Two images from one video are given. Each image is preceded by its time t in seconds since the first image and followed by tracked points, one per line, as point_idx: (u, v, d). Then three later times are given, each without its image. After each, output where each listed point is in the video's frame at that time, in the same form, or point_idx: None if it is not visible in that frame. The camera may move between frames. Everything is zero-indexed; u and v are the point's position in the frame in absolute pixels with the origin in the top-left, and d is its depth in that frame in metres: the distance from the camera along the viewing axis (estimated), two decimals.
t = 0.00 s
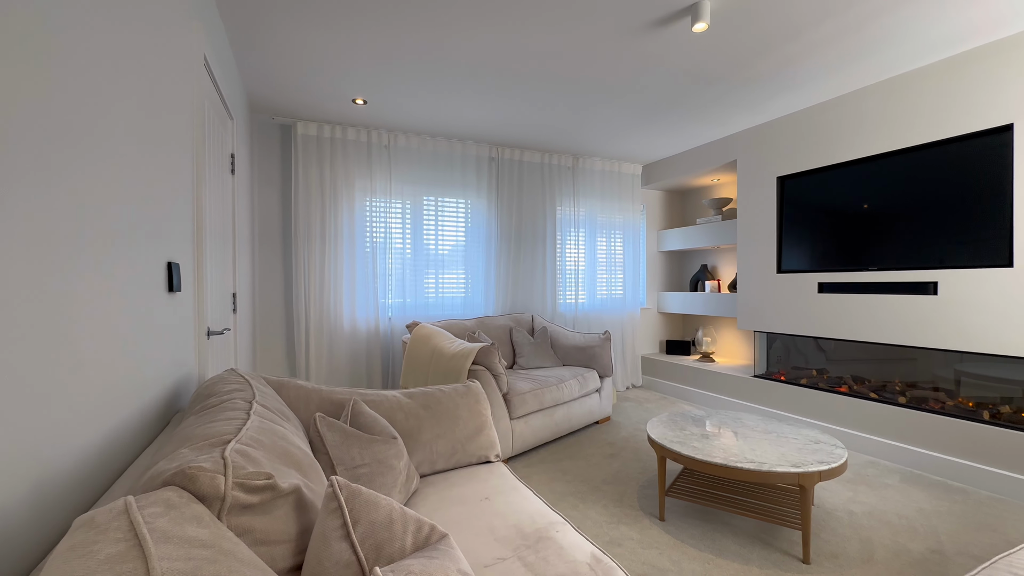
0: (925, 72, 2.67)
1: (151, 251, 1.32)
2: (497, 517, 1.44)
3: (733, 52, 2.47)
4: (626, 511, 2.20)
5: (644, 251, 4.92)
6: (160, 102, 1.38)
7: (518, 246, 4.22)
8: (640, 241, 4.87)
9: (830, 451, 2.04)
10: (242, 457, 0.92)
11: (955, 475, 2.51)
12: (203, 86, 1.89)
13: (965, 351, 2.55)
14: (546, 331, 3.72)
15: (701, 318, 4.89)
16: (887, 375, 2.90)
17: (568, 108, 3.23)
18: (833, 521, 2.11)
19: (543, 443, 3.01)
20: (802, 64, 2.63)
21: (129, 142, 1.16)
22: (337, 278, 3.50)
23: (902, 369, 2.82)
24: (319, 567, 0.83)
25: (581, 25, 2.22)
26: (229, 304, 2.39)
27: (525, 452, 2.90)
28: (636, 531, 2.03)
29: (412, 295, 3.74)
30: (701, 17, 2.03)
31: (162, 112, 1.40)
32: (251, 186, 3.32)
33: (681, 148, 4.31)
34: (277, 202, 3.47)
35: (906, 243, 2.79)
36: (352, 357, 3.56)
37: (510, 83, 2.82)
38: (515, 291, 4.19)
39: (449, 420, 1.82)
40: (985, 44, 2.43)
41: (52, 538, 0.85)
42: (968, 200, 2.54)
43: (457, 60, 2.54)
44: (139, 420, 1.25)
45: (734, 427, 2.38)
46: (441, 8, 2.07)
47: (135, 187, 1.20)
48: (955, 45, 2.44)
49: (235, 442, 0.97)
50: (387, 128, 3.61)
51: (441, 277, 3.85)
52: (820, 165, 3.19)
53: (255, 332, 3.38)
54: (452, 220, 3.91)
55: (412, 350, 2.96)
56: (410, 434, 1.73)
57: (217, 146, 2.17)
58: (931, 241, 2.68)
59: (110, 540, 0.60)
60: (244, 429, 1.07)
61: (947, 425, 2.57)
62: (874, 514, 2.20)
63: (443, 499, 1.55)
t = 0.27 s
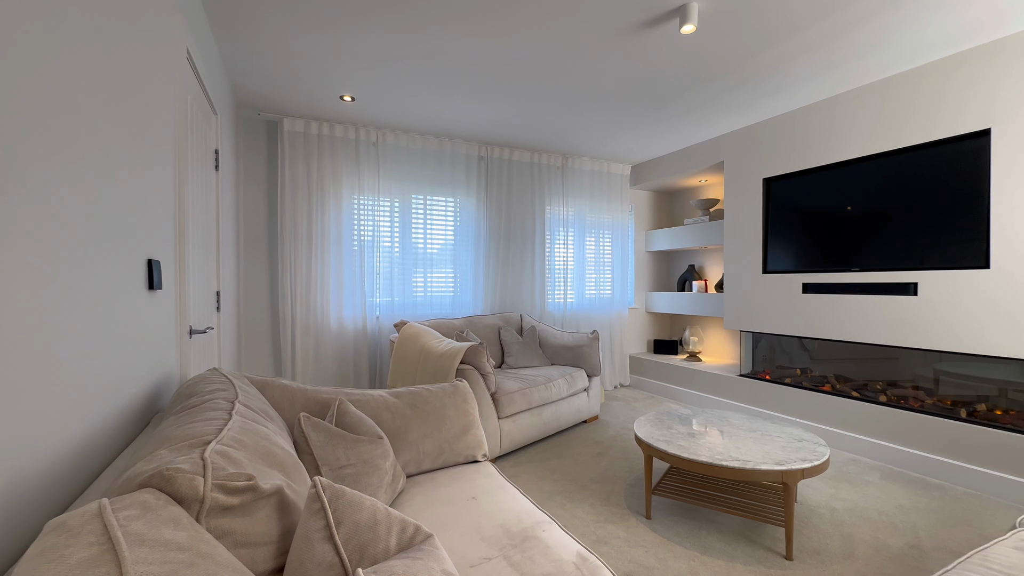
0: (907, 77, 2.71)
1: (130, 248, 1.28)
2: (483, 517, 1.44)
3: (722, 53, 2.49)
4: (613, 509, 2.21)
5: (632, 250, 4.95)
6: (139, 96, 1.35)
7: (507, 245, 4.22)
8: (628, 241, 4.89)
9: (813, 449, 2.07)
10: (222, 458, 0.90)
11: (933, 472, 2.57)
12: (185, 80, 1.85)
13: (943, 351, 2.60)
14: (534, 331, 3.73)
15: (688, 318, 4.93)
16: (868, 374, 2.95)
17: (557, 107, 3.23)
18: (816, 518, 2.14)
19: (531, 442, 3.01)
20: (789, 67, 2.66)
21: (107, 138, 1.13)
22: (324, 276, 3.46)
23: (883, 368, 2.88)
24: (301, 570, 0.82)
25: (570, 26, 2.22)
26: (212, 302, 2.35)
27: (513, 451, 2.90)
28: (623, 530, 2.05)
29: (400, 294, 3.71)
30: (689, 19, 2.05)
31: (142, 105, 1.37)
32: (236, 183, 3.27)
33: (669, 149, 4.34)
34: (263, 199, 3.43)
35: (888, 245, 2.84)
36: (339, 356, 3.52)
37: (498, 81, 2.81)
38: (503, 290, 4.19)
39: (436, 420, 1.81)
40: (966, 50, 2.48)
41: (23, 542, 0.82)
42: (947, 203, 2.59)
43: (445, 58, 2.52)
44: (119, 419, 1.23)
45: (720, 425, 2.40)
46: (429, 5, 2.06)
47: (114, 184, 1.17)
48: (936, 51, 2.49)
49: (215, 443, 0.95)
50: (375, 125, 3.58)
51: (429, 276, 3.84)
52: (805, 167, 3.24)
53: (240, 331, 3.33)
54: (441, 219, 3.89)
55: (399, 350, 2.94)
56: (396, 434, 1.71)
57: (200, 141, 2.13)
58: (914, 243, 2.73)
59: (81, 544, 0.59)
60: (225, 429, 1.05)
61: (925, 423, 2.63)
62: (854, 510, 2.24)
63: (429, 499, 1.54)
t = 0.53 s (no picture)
0: (885, 82, 2.78)
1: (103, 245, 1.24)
2: (467, 516, 1.43)
3: (707, 56, 2.51)
4: (597, 508, 2.22)
5: (618, 250, 4.98)
6: (113, 88, 1.31)
7: (493, 245, 4.21)
8: (614, 241, 4.93)
9: (792, 446, 2.11)
10: (197, 460, 0.88)
11: (908, 468, 2.63)
12: (163, 74, 1.81)
13: (918, 350, 2.67)
14: (520, 330, 3.73)
15: (673, 318, 4.99)
16: (847, 373, 3.02)
17: (543, 107, 3.24)
18: (795, 514, 2.18)
19: (517, 441, 3.01)
20: (772, 70, 2.70)
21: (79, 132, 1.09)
22: (308, 274, 3.42)
23: (861, 366, 2.94)
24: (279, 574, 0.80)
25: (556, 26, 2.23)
26: (191, 300, 2.31)
27: (498, 451, 2.90)
28: (607, 528, 2.06)
29: (385, 293, 3.68)
30: (673, 21, 2.07)
31: (116, 98, 1.33)
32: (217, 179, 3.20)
33: (655, 150, 4.38)
34: (245, 196, 3.36)
35: (866, 246, 2.91)
36: (323, 355, 3.48)
37: (485, 80, 2.81)
38: (490, 290, 4.18)
39: (420, 420, 1.80)
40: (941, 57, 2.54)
41: None
42: (922, 205, 2.66)
43: (431, 56, 2.51)
44: (91, 420, 1.19)
45: (703, 423, 2.43)
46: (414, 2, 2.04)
47: (86, 179, 1.13)
48: (912, 57, 2.55)
49: (190, 445, 0.93)
50: (361, 122, 3.54)
51: (415, 275, 3.81)
52: (787, 169, 3.30)
53: (221, 330, 3.27)
54: (427, 217, 3.87)
55: (384, 349, 2.91)
56: (379, 434, 1.70)
57: (179, 136, 2.08)
58: (892, 244, 2.79)
59: (45, 551, 0.57)
60: (201, 431, 1.03)
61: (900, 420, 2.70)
62: (832, 505, 2.29)
63: (412, 500, 1.53)
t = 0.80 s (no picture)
0: (861, 87, 2.84)
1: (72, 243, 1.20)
2: (449, 518, 1.43)
3: (690, 58, 2.54)
4: (580, 507, 2.23)
5: (603, 250, 5.01)
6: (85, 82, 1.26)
7: (478, 244, 4.20)
8: (599, 241, 4.95)
9: (771, 444, 2.14)
10: (169, 464, 0.86)
11: (882, 464, 2.70)
12: (137, 67, 1.75)
13: (893, 349, 2.74)
14: (505, 330, 3.72)
15: (656, 317, 5.04)
16: (824, 371, 3.09)
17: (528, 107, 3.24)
18: (774, 510, 2.22)
19: (501, 441, 3.01)
20: (753, 74, 2.75)
21: (47, 126, 1.05)
22: (289, 273, 3.36)
23: (838, 365, 3.01)
24: None
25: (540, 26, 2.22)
26: (167, 299, 2.25)
27: (482, 451, 2.89)
28: (590, 526, 2.07)
29: (368, 292, 3.64)
30: (657, 23, 2.08)
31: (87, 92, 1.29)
32: (195, 175, 3.13)
33: (640, 152, 4.42)
34: (224, 193, 3.29)
35: (842, 247, 2.97)
36: (305, 355, 3.43)
37: (469, 80, 2.80)
38: (475, 289, 4.17)
39: (402, 420, 1.78)
40: (914, 63, 2.61)
41: None
42: (896, 208, 2.73)
43: (415, 54, 2.49)
44: (59, 424, 1.15)
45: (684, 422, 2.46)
46: None
47: (53, 174, 1.09)
48: (888, 63, 2.61)
49: (163, 449, 0.90)
50: (344, 120, 3.50)
51: (399, 274, 3.78)
52: (767, 171, 3.35)
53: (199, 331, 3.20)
54: (411, 216, 3.84)
55: (367, 349, 2.88)
56: (360, 435, 1.68)
57: (154, 132, 2.03)
58: (867, 246, 2.86)
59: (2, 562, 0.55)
60: (174, 434, 1.00)
61: (874, 417, 2.76)
62: (809, 501, 2.34)
63: (394, 501, 1.51)
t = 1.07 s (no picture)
0: (836, 93, 2.92)
1: (39, 240, 1.16)
2: (430, 519, 1.42)
3: (672, 61, 2.57)
4: (564, 506, 2.24)
5: (587, 251, 5.04)
6: (54, 75, 1.23)
7: (463, 244, 4.19)
8: (583, 241, 4.98)
9: (750, 441, 2.18)
10: (139, 468, 0.83)
11: (857, 460, 2.77)
12: (109, 59, 1.70)
13: (867, 349, 2.81)
14: (489, 330, 3.72)
15: (640, 317, 5.09)
16: (802, 370, 3.16)
17: (513, 107, 3.24)
18: (753, 507, 2.26)
19: (485, 441, 3.00)
20: (733, 78, 2.80)
21: (13, 119, 1.02)
22: (269, 272, 3.30)
23: (815, 364, 3.08)
24: None
25: (525, 26, 2.22)
26: (141, 298, 2.19)
27: (466, 451, 2.88)
28: (573, 525, 2.08)
29: (351, 292, 3.60)
30: (639, 26, 2.11)
31: (57, 85, 1.25)
32: (171, 172, 3.05)
33: (623, 153, 4.46)
34: (202, 190, 3.22)
35: (819, 249, 3.05)
36: (285, 356, 3.37)
37: (453, 78, 2.78)
38: (459, 289, 4.15)
39: (384, 421, 1.76)
40: (886, 70, 2.69)
41: None
42: (870, 211, 2.81)
43: (398, 52, 2.47)
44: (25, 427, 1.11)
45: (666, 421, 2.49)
46: None
47: (19, 169, 1.06)
48: (863, 69, 2.68)
49: (133, 452, 0.88)
50: (327, 117, 3.45)
51: (382, 273, 3.75)
52: (748, 174, 3.41)
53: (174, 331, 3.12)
54: (395, 215, 3.81)
55: (349, 349, 2.85)
56: (342, 437, 1.66)
57: (128, 126, 1.97)
58: (842, 248, 2.93)
59: None
60: (145, 437, 0.97)
61: (849, 414, 2.83)
62: (786, 497, 2.39)
63: (375, 503, 1.50)
